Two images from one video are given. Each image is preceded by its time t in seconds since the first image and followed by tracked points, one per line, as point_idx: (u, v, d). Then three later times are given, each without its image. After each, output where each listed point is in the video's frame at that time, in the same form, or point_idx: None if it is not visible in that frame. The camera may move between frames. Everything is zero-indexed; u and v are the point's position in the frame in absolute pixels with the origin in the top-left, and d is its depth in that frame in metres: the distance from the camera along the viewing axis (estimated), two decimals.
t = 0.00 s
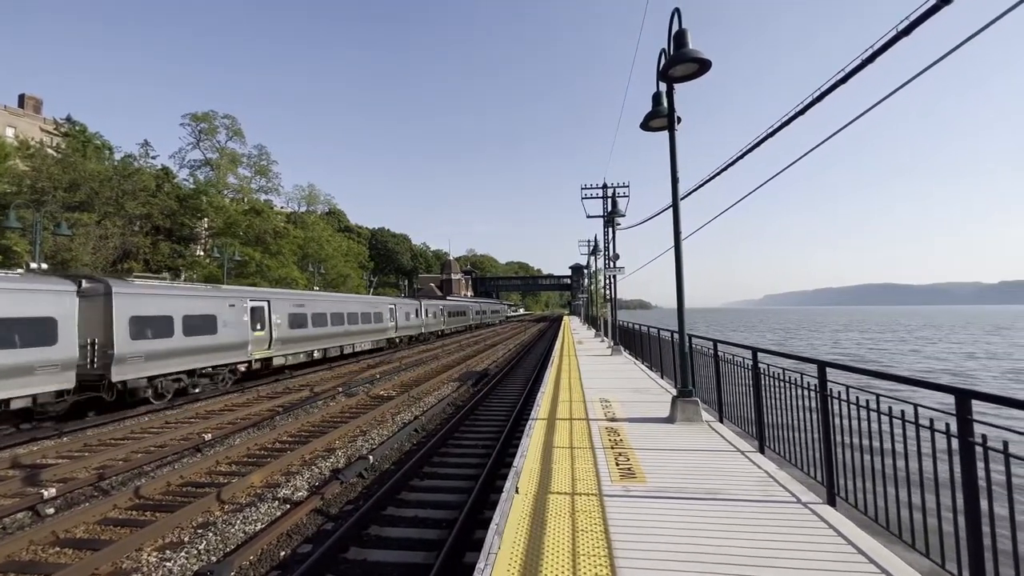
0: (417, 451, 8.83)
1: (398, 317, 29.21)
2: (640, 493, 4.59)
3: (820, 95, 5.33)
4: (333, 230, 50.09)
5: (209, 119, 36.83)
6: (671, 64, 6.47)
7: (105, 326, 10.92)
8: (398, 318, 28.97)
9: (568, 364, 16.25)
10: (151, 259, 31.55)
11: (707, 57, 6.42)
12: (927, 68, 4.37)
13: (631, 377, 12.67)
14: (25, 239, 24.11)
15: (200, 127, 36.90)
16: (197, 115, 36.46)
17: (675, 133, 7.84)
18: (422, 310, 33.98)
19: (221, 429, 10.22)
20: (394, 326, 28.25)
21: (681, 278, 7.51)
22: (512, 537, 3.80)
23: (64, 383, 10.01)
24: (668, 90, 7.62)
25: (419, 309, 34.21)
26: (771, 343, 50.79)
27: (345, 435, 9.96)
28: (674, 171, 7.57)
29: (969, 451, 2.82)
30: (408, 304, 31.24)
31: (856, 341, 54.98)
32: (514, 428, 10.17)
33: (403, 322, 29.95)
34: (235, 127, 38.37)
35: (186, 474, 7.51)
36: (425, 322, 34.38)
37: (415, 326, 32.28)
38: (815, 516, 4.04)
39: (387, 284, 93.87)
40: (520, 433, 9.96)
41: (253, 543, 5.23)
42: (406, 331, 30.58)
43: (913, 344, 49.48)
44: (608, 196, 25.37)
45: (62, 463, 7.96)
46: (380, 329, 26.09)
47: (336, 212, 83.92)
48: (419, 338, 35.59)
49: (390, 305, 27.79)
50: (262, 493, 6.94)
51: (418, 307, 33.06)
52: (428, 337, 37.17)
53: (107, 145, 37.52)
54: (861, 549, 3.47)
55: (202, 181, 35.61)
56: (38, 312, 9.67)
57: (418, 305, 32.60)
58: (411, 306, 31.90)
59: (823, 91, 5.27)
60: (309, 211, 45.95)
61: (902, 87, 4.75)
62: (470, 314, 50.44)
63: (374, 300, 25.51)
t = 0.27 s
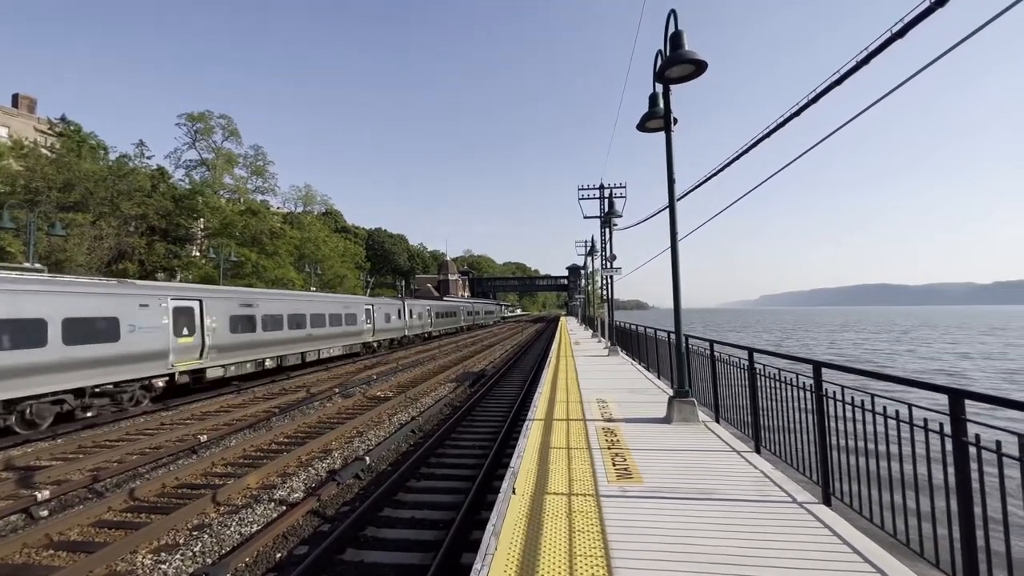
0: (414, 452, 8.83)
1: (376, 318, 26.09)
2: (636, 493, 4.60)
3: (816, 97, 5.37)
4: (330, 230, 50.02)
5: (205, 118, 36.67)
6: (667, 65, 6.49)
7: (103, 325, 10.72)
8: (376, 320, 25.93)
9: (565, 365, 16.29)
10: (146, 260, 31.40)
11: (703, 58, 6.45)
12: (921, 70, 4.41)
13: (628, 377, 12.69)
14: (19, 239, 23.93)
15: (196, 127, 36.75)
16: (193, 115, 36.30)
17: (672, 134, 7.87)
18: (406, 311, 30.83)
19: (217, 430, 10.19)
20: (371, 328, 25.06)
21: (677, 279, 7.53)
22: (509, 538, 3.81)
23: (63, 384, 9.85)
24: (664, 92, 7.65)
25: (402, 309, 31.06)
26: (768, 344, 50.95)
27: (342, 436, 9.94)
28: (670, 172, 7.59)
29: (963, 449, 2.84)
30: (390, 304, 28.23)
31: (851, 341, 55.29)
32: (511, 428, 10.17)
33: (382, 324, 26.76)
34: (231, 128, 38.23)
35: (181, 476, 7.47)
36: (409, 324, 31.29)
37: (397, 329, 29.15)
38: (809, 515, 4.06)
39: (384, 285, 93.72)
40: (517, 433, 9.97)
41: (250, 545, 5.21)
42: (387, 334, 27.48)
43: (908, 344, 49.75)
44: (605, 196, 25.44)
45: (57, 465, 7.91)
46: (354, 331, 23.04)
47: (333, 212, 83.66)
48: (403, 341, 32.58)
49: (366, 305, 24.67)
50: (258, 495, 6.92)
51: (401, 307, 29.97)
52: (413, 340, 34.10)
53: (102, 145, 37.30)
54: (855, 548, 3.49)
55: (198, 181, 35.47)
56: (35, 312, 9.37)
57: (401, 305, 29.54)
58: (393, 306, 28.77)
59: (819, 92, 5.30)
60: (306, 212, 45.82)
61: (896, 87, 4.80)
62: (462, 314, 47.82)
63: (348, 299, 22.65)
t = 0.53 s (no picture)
0: (411, 452, 8.81)
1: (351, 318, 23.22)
2: (634, 493, 4.60)
3: (812, 98, 5.41)
4: (327, 230, 49.94)
5: (202, 118, 36.54)
6: (665, 66, 6.50)
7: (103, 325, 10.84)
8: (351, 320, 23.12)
9: (563, 365, 16.31)
10: (142, 260, 31.28)
11: (700, 60, 6.47)
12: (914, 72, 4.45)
13: (626, 377, 12.69)
14: (13, 240, 23.76)
15: (192, 127, 36.62)
16: (189, 115, 36.16)
17: (669, 135, 7.88)
18: (386, 311, 27.97)
19: (214, 431, 10.17)
20: (343, 331, 22.17)
21: (674, 279, 7.54)
22: (507, 538, 3.81)
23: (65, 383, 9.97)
24: (661, 92, 7.66)
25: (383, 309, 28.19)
26: (765, 344, 51.10)
27: (339, 437, 9.92)
28: (668, 172, 7.61)
29: (959, 447, 2.85)
30: (368, 304, 25.38)
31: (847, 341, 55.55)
32: (509, 429, 10.18)
33: (357, 326, 23.79)
34: (227, 128, 38.11)
35: (177, 477, 7.45)
36: (390, 326, 28.45)
37: (376, 331, 26.23)
38: (806, 515, 4.07)
39: (381, 285, 93.63)
40: (514, 433, 9.97)
41: (247, 546, 5.20)
42: (363, 338, 24.54)
43: (904, 344, 50.00)
44: (602, 197, 25.50)
45: (51, 467, 7.86)
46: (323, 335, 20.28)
47: (330, 212, 83.33)
48: (386, 345, 29.79)
49: (337, 305, 21.84)
50: (255, 496, 6.89)
51: (381, 308, 27.13)
52: (397, 343, 31.27)
53: (97, 144, 37.10)
54: (851, 548, 3.51)
55: (195, 182, 35.39)
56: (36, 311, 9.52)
57: (379, 304, 26.73)
58: (371, 307, 25.95)
59: (815, 93, 5.33)
60: (303, 212, 45.70)
61: (891, 89, 4.84)
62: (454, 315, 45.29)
63: (316, 298, 20.09)
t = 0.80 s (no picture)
0: (409, 453, 8.81)
1: (318, 321, 20.18)
2: (632, 493, 4.61)
3: (808, 99, 5.43)
4: (324, 230, 49.82)
5: (198, 118, 36.38)
6: (662, 67, 6.52)
7: (105, 325, 10.76)
8: (318, 323, 20.20)
9: (560, 365, 16.31)
10: (138, 260, 31.13)
11: (697, 61, 6.48)
12: (910, 73, 4.48)
13: (624, 377, 12.69)
14: (8, 239, 23.61)
15: (188, 127, 36.45)
16: (186, 115, 36.01)
17: (666, 135, 7.90)
18: (363, 311, 24.96)
19: (210, 432, 10.13)
20: (305, 335, 19.09)
21: (672, 280, 7.55)
22: (504, 538, 3.81)
23: (64, 384, 9.90)
24: (659, 93, 7.68)
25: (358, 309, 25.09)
26: (761, 344, 51.24)
27: (337, 438, 9.90)
28: (665, 173, 7.62)
29: (952, 447, 2.87)
30: (340, 304, 22.45)
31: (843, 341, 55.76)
32: (506, 429, 10.19)
33: (325, 328, 20.81)
34: (224, 127, 37.96)
35: (173, 478, 7.41)
36: (368, 328, 25.53)
37: (350, 335, 23.36)
38: (802, 514, 4.09)
39: (378, 286, 93.47)
40: (512, 434, 9.98)
41: (243, 547, 5.18)
42: (332, 342, 21.52)
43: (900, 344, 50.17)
44: (600, 197, 25.52)
45: (46, 468, 7.82)
46: (280, 339, 17.35)
47: (327, 212, 83.01)
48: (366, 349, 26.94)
49: (301, 305, 18.96)
50: (251, 497, 6.86)
51: (355, 307, 24.13)
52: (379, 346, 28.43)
53: (92, 144, 36.89)
54: (846, 547, 3.53)
55: (191, 181, 35.25)
56: (39, 311, 9.43)
57: (354, 304, 23.72)
58: (344, 307, 22.98)
59: (812, 94, 5.34)
60: (300, 212, 45.57)
61: (887, 90, 4.86)
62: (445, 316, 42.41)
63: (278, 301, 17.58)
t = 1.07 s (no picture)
0: (406, 453, 8.78)
1: (274, 322, 17.35)
2: (629, 493, 4.61)
3: (804, 100, 5.45)
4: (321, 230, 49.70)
5: (194, 117, 36.21)
6: (658, 67, 6.53)
7: (100, 326, 10.69)
8: (273, 325, 17.32)
9: (557, 365, 16.32)
10: (133, 260, 30.95)
11: (694, 61, 6.50)
12: (905, 74, 4.50)
13: (620, 377, 12.73)
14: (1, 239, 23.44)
15: (184, 126, 36.28)
16: (181, 114, 35.82)
17: (663, 136, 7.91)
18: (332, 312, 21.92)
19: (205, 433, 10.08)
20: (253, 339, 16.20)
21: (668, 280, 7.57)
22: (501, 539, 3.80)
23: (64, 384, 9.89)
24: (656, 94, 7.69)
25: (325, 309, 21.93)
26: (757, 343, 51.42)
27: (333, 438, 9.87)
28: (662, 173, 7.63)
29: (947, 447, 2.89)
30: (303, 303, 19.60)
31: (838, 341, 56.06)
32: (503, 429, 10.18)
33: (283, 331, 17.96)
34: (219, 127, 37.81)
35: (168, 479, 7.37)
36: (339, 331, 22.57)
37: (315, 338, 20.41)
38: (798, 513, 4.11)
39: (375, 286, 93.27)
40: (509, 434, 9.97)
41: (238, 549, 5.16)
42: (289, 348, 18.39)
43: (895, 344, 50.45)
44: (596, 197, 25.57)
45: (39, 470, 7.76)
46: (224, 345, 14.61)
47: (323, 212, 82.72)
48: (339, 354, 23.79)
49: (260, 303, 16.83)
50: (247, 498, 6.83)
51: (323, 307, 21.15)
52: (354, 351, 25.23)
53: (87, 143, 36.66)
54: (842, 546, 3.54)
55: (187, 181, 35.13)
56: (35, 312, 9.36)
57: (321, 303, 20.76)
58: (308, 308, 20.01)
59: (807, 95, 5.37)
60: (296, 212, 45.41)
61: (881, 91, 4.88)
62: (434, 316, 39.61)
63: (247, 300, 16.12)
